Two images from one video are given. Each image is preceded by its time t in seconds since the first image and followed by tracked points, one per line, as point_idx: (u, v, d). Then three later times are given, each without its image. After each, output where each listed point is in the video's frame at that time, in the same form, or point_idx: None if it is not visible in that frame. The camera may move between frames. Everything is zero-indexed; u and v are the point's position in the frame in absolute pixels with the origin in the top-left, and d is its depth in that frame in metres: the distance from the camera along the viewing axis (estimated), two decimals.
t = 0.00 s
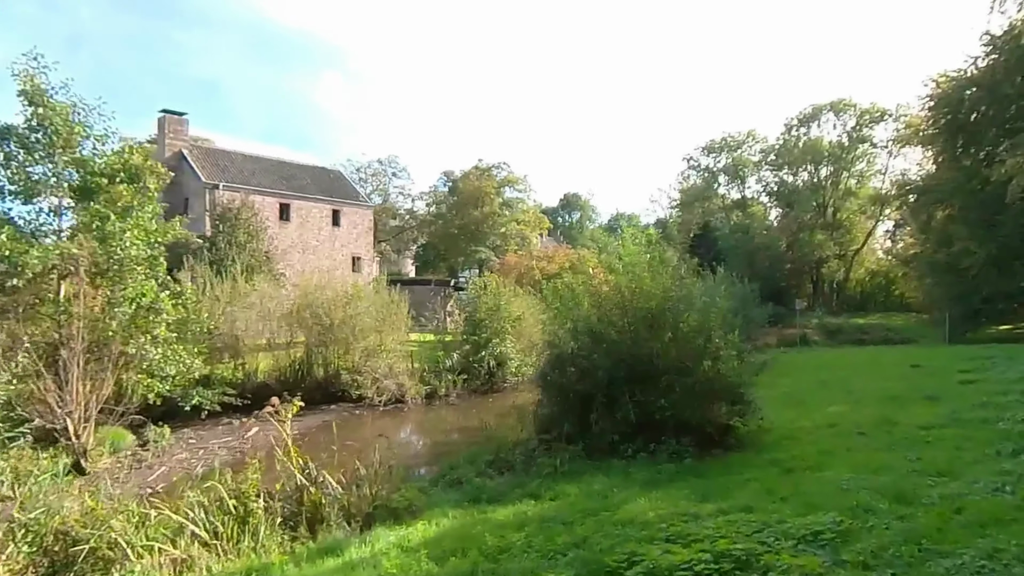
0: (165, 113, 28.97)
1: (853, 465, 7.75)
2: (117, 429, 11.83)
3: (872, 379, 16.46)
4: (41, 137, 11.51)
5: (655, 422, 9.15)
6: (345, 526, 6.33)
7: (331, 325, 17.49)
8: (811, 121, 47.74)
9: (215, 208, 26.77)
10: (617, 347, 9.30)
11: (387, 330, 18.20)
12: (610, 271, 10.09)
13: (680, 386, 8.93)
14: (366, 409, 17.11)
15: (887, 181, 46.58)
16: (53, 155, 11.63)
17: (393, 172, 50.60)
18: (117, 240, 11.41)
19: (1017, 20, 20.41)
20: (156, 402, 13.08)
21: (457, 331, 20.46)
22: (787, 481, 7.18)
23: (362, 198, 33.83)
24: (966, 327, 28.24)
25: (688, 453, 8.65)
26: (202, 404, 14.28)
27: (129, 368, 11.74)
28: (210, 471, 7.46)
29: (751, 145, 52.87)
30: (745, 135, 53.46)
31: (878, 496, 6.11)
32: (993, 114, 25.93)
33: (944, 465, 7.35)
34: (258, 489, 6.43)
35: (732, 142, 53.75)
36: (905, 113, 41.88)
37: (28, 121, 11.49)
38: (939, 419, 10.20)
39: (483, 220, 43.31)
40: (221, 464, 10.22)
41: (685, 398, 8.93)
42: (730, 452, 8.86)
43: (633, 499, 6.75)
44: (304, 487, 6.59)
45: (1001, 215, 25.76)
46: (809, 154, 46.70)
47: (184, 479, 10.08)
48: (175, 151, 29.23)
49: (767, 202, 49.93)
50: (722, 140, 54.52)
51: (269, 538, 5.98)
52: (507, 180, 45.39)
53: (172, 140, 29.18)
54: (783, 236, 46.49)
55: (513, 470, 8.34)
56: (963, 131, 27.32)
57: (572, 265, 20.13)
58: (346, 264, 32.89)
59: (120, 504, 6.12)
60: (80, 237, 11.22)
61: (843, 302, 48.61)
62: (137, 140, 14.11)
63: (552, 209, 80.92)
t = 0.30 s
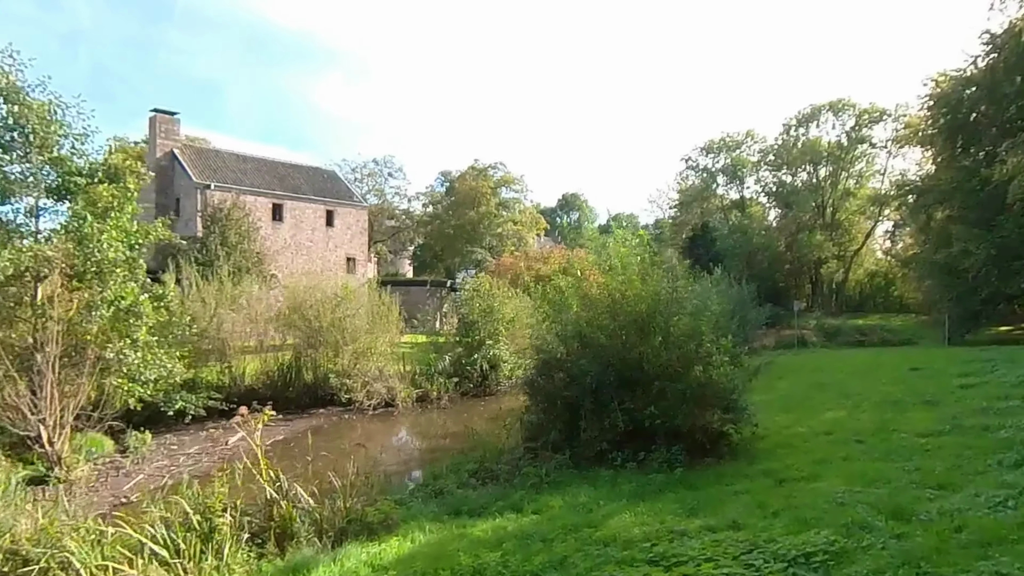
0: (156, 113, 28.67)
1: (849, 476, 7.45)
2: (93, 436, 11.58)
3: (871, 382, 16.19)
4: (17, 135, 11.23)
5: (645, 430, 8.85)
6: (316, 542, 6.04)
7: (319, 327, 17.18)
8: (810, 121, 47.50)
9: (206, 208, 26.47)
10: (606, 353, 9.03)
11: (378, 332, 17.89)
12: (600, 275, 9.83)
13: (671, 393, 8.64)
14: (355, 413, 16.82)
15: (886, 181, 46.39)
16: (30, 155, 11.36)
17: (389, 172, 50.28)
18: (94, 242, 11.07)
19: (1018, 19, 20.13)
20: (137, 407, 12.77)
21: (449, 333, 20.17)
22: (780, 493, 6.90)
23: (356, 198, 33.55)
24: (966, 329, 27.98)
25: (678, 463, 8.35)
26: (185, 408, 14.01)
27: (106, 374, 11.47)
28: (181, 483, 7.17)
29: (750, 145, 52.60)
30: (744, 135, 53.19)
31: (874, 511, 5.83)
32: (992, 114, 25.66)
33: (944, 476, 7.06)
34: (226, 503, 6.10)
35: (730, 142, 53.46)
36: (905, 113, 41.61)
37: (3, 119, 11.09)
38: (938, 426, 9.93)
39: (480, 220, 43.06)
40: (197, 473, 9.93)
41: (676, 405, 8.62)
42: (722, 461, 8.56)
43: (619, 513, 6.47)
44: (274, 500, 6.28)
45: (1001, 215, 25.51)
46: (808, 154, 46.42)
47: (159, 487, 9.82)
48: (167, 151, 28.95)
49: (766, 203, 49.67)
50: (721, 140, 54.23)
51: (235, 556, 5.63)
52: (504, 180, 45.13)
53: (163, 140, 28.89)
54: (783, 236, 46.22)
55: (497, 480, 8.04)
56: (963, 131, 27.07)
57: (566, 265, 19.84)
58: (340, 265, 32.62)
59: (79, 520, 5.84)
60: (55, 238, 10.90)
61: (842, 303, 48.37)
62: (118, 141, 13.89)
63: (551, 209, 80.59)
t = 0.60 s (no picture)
0: (147, 113, 28.41)
1: (839, 486, 7.27)
2: (73, 442, 11.42)
3: (865, 386, 16.01)
4: None
5: (631, 438, 8.63)
6: (284, 558, 5.83)
7: (307, 331, 16.89)
8: (807, 121, 47.36)
9: (196, 209, 26.22)
10: (592, 359, 8.77)
11: (368, 335, 17.67)
12: (588, 279, 9.63)
13: (658, 401, 8.43)
14: (343, 417, 16.61)
15: (883, 182, 46.30)
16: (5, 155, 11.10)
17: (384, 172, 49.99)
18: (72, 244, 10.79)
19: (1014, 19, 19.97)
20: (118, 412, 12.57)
21: (441, 335, 19.96)
22: (766, 505, 6.70)
23: (350, 199, 33.34)
24: (962, 330, 27.83)
25: (664, 473, 8.13)
26: (169, 413, 13.84)
27: (84, 380, 11.23)
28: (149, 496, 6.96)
29: (747, 146, 52.46)
30: (741, 136, 53.03)
31: (861, 526, 5.64)
32: (989, 114, 25.49)
33: (936, 487, 6.87)
34: (191, 518, 5.88)
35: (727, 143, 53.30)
36: (902, 113, 41.48)
37: None
38: (931, 433, 9.74)
39: (475, 221, 42.88)
40: (174, 482, 9.73)
41: (662, 412, 8.43)
42: (710, 470, 8.37)
43: (600, 526, 6.27)
44: (242, 514, 6.07)
45: (998, 217, 25.35)
46: (805, 154, 46.29)
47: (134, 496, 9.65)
48: (158, 152, 28.67)
49: (763, 203, 49.52)
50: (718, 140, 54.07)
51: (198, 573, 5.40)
52: (499, 181, 44.97)
53: (155, 140, 28.61)
54: (780, 237, 46.03)
55: (478, 491, 7.82)
56: (959, 132, 26.92)
57: (558, 267, 19.65)
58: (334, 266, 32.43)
59: (38, 536, 5.64)
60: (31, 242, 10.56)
61: (839, 304, 48.24)
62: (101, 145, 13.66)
63: (548, 210, 80.37)
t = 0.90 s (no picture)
0: (139, 112, 28.18)
1: (827, 493, 7.08)
2: (51, 446, 11.19)
3: (859, 387, 15.86)
4: None
5: (615, 443, 8.44)
6: (251, 570, 5.62)
7: (295, 332, 16.68)
8: (804, 121, 47.21)
9: (186, 209, 25.99)
10: (577, 361, 8.59)
11: (357, 336, 17.49)
12: (574, 280, 9.46)
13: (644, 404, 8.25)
14: (332, 419, 16.43)
15: (881, 182, 46.18)
16: None
17: (378, 170, 49.48)
18: (48, 251, 10.70)
19: (1011, 17, 19.80)
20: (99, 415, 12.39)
21: (432, 336, 19.69)
22: (751, 513, 6.52)
23: (343, 199, 33.15)
24: (958, 330, 27.68)
25: (649, 479, 7.94)
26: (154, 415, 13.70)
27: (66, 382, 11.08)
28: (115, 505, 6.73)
29: (744, 146, 52.33)
30: (738, 135, 52.85)
31: (846, 535, 5.47)
32: (986, 113, 25.29)
33: (925, 494, 6.69)
34: (155, 528, 5.66)
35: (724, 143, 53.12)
36: (899, 113, 41.33)
37: None
38: (923, 436, 9.57)
39: (471, 220, 42.70)
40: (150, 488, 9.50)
41: (647, 416, 8.25)
42: (696, 476, 8.18)
43: (579, 535, 6.09)
44: (209, 523, 5.84)
45: (994, 217, 25.17)
46: (803, 154, 46.13)
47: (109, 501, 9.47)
48: (149, 151, 28.43)
49: (761, 203, 49.41)
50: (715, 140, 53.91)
51: None
52: (495, 180, 44.81)
53: (146, 140, 28.33)
54: (778, 237, 45.89)
55: (458, 497, 7.62)
56: (956, 131, 26.76)
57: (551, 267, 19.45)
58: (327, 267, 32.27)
59: None
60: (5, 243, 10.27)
61: (836, 304, 48.11)
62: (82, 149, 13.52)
63: (546, 210, 80.14)
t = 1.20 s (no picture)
0: (130, 110, 27.95)
1: (816, 498, 6.89)
2: (28, 448, 10.94)
3: (853, 388, 15.67)
4: None
5: (600, 446, 8.24)
6: None
7: (283, 332, 16.47)
8: (802, 121, 47.10)
9: (177, 208, 25.77)
10: (562, 363, 8.37)
11: (347, 337, 17.29)
12: (560, 281, 9.22)
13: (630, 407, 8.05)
14: (320, 421, 16.22)
15: (879, 181, 46.09)
16: None
17: (373, 169, 49.30)
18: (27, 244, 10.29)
19: (1007, 15, 19.63)
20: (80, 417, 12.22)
21: (423, 336, 19.29)
22: (735, 519, 6.32)
23: (337, 198, 32.92)
24: (955, 330, 27.52)
25: (634, 483, 7.75)
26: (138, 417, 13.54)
27: (48, 383, 11.01)
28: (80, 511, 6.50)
29: (742, 146, 52.22)
30: (736, 135, 52.70)
31: (832, 544, 5.28)
32: (984, 111, 25.09)
33: (916, 499, 6.50)
34: (116, 537, 5.45)
35: (722, 142, 52.97)
36: (896, 112, 41.21)
37: None
38: (916, 439, 9.37)
39: (467, 220, 42.53)
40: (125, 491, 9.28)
41: (634, 418, 8.04)
42: (682, 480, 7.99)
43: (557, 543, 5.88)
44: (173, 531, 5.62)
45: (991, 216, 25.01)
46: (800, 154, 46.01)
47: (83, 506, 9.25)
48: (141, 150, 28.19)
49: (758, 203, 49.33)
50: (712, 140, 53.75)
51: None
52: (491, 179, 44.64)
53: (137, 138, 28.08)
54: (775, 237, 45.81)
55: (437, 502, 7.40)
56: (953, 130, 26.60)
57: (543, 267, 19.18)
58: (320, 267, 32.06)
59: None
60: None
61: (834, 304, 47.95)
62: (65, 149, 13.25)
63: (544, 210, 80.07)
